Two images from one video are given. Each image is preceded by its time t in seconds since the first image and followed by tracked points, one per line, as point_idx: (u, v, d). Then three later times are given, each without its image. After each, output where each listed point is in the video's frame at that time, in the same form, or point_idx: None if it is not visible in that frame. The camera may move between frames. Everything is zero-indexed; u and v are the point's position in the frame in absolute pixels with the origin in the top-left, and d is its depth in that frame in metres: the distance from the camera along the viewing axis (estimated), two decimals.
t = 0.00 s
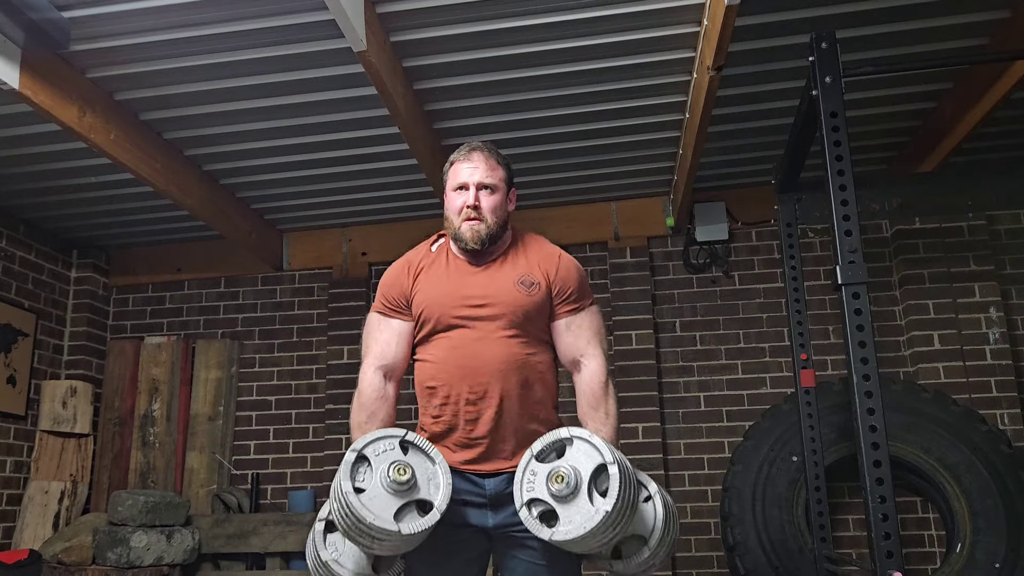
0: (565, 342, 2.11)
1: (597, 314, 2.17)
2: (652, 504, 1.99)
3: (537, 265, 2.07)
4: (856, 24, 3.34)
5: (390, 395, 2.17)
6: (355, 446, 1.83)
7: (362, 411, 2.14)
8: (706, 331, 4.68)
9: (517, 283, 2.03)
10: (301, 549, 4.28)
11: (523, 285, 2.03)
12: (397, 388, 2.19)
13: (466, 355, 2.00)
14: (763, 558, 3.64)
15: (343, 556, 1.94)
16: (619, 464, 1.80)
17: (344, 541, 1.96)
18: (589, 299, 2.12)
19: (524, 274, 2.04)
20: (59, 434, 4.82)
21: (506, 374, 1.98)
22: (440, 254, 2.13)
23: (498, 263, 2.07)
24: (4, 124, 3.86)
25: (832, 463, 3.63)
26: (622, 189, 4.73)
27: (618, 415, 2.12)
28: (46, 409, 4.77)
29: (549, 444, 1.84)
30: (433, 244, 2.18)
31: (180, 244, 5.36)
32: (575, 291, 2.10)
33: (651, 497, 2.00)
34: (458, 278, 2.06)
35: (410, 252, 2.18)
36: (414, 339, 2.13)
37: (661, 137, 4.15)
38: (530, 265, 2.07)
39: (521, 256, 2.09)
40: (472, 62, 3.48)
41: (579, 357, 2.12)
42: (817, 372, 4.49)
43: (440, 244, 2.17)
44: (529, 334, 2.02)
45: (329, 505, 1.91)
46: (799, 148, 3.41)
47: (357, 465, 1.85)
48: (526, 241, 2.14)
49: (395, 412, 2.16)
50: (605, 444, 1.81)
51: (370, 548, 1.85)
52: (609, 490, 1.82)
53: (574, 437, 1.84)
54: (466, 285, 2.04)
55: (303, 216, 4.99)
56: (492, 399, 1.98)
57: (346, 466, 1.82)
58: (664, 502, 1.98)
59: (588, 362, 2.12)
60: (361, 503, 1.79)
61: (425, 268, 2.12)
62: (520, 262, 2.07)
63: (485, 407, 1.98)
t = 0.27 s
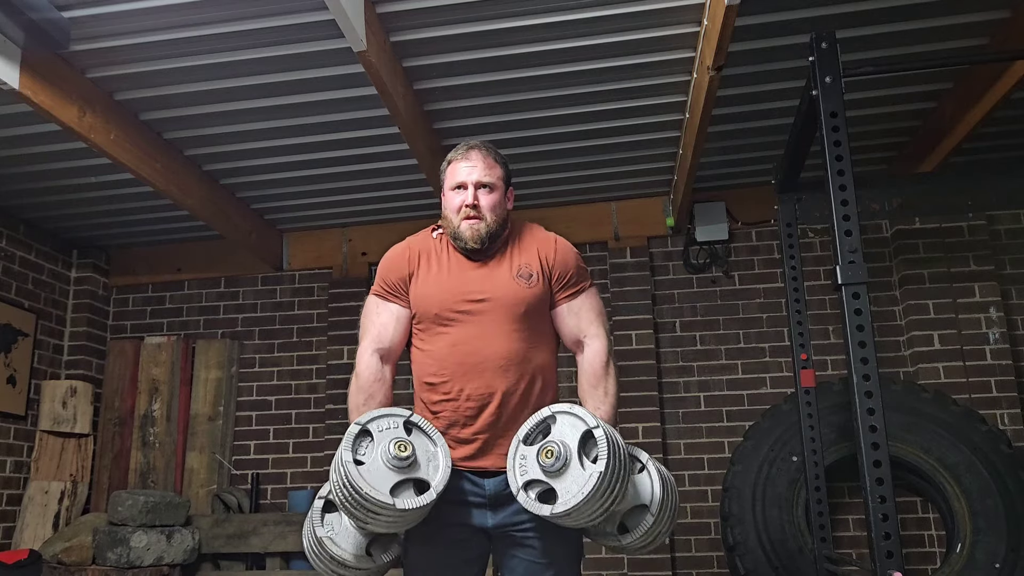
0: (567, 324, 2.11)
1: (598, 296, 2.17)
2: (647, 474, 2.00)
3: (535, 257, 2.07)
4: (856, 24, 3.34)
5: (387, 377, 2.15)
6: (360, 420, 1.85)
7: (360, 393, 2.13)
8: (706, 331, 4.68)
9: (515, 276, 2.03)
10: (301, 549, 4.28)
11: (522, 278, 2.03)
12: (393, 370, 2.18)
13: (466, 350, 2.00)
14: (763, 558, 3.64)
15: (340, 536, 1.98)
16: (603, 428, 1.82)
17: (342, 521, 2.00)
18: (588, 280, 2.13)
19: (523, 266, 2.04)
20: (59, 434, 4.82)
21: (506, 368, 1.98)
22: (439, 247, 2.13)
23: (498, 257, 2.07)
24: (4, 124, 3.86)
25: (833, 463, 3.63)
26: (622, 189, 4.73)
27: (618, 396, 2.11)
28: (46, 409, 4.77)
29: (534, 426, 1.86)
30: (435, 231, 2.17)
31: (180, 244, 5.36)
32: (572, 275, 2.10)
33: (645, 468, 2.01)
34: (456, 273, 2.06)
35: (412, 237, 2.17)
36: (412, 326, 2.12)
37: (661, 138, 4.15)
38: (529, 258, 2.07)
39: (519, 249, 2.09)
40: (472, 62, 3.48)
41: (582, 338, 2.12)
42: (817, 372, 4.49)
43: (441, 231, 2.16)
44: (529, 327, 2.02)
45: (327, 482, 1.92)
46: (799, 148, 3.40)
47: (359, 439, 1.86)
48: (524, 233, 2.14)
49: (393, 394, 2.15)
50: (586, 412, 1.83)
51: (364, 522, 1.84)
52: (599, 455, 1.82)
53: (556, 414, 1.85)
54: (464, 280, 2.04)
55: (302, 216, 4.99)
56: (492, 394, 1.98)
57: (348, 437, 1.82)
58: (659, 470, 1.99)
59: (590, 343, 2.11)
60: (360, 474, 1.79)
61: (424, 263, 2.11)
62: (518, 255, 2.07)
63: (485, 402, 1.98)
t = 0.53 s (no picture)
0: (564, 347, 2.11)
1: (596, 318, 2.17)
2: (649, 506, 2.00)
3: (535, 267, 2.07)
4: (856, 24, 3.34)
5: (388, 399, 2.16)
6: (354, 448, 1.86)
7: (360, 415, 2.14)
8: (706, 331, 4.68)
9: (515, 284, 2.03)
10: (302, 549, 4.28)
11: (521, 287, 2.03)
12: (395, 393, 2.19)
13: (464, 356, 2.00)
14: (763, 558, 3.64)
15: (341, 563, 1.94)
16: (614, 466, 1.82)
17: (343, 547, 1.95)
18: (589, 303, 2.13)
19: (522, 275, 2.04)
20: (59, 435, 4.82)
21: (504, 376, 1.98)
22: (439, 255, 2.13)
23: (496, 265, 2.07)
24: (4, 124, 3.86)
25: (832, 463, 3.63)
26: (622, 189, 4.73)
27: (616, 419, 2.12)
28: (46, 409, 4.78)
29: (545, 446, 1.86)
30: (429, 247, 2.18)
31: (180, 244, 5.36)
32: (575, 294, 2.10)
33: (648, 501, 2.02)
34: (456, 280, 2.06)
35: (407, 256, 2.18)
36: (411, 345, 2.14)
37: (661, 137, 4.15)
38: (528, 268, 2.07)
39: (519, 259, 2.09)
40: (472, 62, 3.48)
41: (578, 361, 2.13)
42: (817, 372, 4.49)
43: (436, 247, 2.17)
44: (527, 336, 2.02)
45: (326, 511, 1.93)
46: (799, 148, 3.40)
47: (355, 466, 1.87)
48: (525, 243, 2.14)
49: (394, 416, 2.16)
50: (600, 446, 1.82)
51: (366, 551, 1.84)
52: (605, 491, 1.82)
53: (570, 439, 1.86)
54: (464, 286, 2.04)
55: (303, 216, 4.99)
56: (491, 401, 1.97)
57: (344, 467, 1.83)
58: (662, 505, 1.99)
59: (586, 366, 2.12)
60: (358, 503, 1.80)
61: (423, 270, 2.12)
62: (518, 264, 2.07)
63: (483, 409, 1.98)
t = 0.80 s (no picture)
0: (564, 354, 2.11)
1: (597, 324, 2.17)
2: (651, 519, 1.99)
3: (536, 271, 2.07)
4: (856, 24, 3.34)
5: (389, 404, 2.17)
6: (348, 456, 1.85)
7: (360, 419, 2.14)
8: (706, 331, 4.68)
9: (516, 287, 2.03)
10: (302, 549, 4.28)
11: (522, 290, 2.03)
12: (395, 396, 2.19)
13: (465, 358, 2.00)
14: (763, 558, 3.64)
15: (343, 566, 1.96)
16: (623, 482, 1.81)
17: (343, 551, 1.97)
18: (590, 311, 2.12)
19: (524, 279, 2.04)
20: (59, 435, 4.82)
21: (505, 378, 1.99)
22: (440, 258, 2.13)
23: (497, 268, 2.07)
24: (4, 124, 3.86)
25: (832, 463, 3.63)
26: (622, 189, 4.73)
27: (617, 425, 2.14)
28: (46, 409, 4.78)
29: (554, 452, 1.86)
30: (432, 249, 2.18)
31: (180, 244, 5.36)
32: (576, 302, 2.09)
33: (652, 512, 2.00)
34: (457, 282, 2.06)
35: (409, 260, 2.18)
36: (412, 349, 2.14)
37: (661, 137, 4.15)
38: (529, 271, 2.07)
39: (520, 262, 2.09)
40: (472, 61, 3.48)
41: (578, 369, 2.13)
42: (817, 372, 4.49)
43: (437, 251, 2.17)
44: (528, 339, 2.02)
45: (325, 520, 1.93)
46: (799, 148, 3.40)
47: (350, 475, 1.86)
48: (526, 247, 2.14)
49: (394, 421, 2.16)
50: (611, 460, 1.81)
51: (368, 558, 1.84)
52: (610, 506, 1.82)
53: (581, 449, 1.85)
54: (465, 288, 2.04)
55: (303, 216, 4.99)
56: (491, 403, 1.97)
57: (339, 477, 1.83)
58: (664, 518, 1.98)
59: (587, 373, 2.13)
60: (357, 513, 1.79)
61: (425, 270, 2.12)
62: (519, 268, 2.07)
63: (484, 411, 1.98)
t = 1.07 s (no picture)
0: (567, 333, 2.11)
1: (598, 304, 2.17)
2: (650, 489, 1.99)
3: (536, 260, 2.07)
4: (857, 24, 3.34)
5: (388, 385, 2.14)
6: (357, 431, 1.86)
7: (360, 400, 2.11)
8: (706, 331, 4.68)
9: (516, 277, 2.03)
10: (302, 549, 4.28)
11: (522, 280, 2.03)
12: (394, 378, 2.17)
13: (466, 350, 2.00)
14: (763, 558, 3.64)
15: (342, 543, 1.99)
16: (614, 445, 1.81)
17: (344, 529, 2.00)
18: (589, 289, 2.12)
19: (523, 268, 2.04)
20: (59, 434, 4.82)
21: (506, 369, 1.99)
22: (440, 250, 2.13)
23: (497, 259, 2.07)
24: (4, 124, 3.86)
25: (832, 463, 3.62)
26: (622, 189, 4.73)
27: (621, 404, 2.12)
28: (46, 409, 4.78)
29: (543, 434, 1.86)
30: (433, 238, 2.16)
31: (180, 244, 5.36)
32: (574, 284, 2.10)
33: (649, 483, 1.99)
34: (457, 273, 2.06)
35: (410, 245, 2.18)
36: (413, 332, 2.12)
37: (661, 137, 4.15)
38: (529, 260, 2.07)
39: (519, 252, 2.09)
40: (472, 61, 3.48)
41: (582, 347, 2.12)
42: (817, 372, 4.49)
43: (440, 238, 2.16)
44: (529, 328, 2.02)
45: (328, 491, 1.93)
46: (800, 148, 3.40)
47: (357, 449, 1.87)
48: (524, 237, 2.14)
49: (393, 401, 2.14)
50: (598, 426, 1.82)
51: (364, 533, 1.84)
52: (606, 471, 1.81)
53: (567, 423, 1.85)
54: (465, 280, 2.04)
55: (302, 216, 4.99)
56: (493, 394, 1.98)
57: (345, 449, 1.83)
58: (662, 488, 1.97)
59: (591, 352, 2.12)
60: (357, 486, 1.80)
61: (425, 263, 2.11)
62: (519, 258, 2.07)
63: (485, 402, 1.98)
